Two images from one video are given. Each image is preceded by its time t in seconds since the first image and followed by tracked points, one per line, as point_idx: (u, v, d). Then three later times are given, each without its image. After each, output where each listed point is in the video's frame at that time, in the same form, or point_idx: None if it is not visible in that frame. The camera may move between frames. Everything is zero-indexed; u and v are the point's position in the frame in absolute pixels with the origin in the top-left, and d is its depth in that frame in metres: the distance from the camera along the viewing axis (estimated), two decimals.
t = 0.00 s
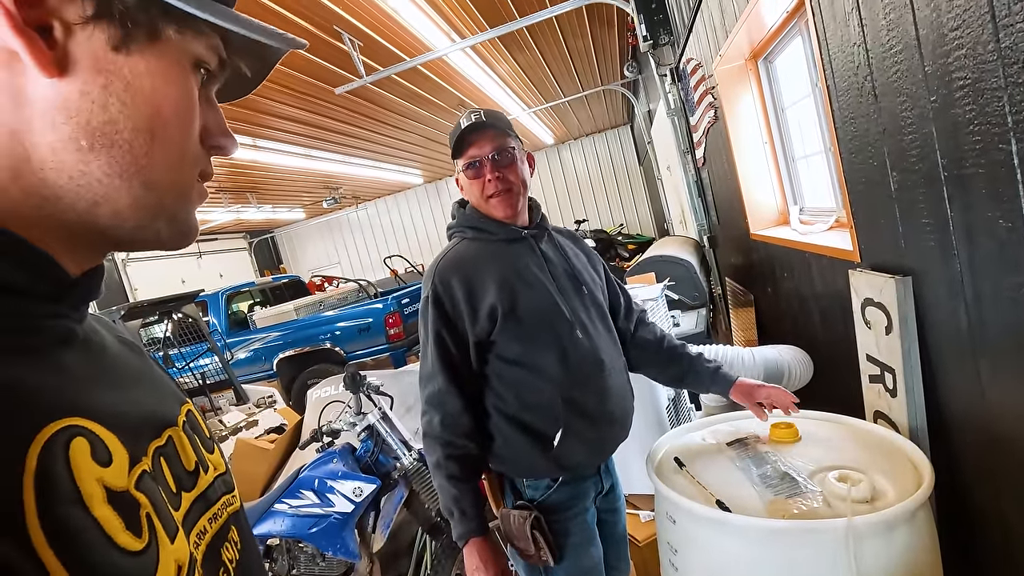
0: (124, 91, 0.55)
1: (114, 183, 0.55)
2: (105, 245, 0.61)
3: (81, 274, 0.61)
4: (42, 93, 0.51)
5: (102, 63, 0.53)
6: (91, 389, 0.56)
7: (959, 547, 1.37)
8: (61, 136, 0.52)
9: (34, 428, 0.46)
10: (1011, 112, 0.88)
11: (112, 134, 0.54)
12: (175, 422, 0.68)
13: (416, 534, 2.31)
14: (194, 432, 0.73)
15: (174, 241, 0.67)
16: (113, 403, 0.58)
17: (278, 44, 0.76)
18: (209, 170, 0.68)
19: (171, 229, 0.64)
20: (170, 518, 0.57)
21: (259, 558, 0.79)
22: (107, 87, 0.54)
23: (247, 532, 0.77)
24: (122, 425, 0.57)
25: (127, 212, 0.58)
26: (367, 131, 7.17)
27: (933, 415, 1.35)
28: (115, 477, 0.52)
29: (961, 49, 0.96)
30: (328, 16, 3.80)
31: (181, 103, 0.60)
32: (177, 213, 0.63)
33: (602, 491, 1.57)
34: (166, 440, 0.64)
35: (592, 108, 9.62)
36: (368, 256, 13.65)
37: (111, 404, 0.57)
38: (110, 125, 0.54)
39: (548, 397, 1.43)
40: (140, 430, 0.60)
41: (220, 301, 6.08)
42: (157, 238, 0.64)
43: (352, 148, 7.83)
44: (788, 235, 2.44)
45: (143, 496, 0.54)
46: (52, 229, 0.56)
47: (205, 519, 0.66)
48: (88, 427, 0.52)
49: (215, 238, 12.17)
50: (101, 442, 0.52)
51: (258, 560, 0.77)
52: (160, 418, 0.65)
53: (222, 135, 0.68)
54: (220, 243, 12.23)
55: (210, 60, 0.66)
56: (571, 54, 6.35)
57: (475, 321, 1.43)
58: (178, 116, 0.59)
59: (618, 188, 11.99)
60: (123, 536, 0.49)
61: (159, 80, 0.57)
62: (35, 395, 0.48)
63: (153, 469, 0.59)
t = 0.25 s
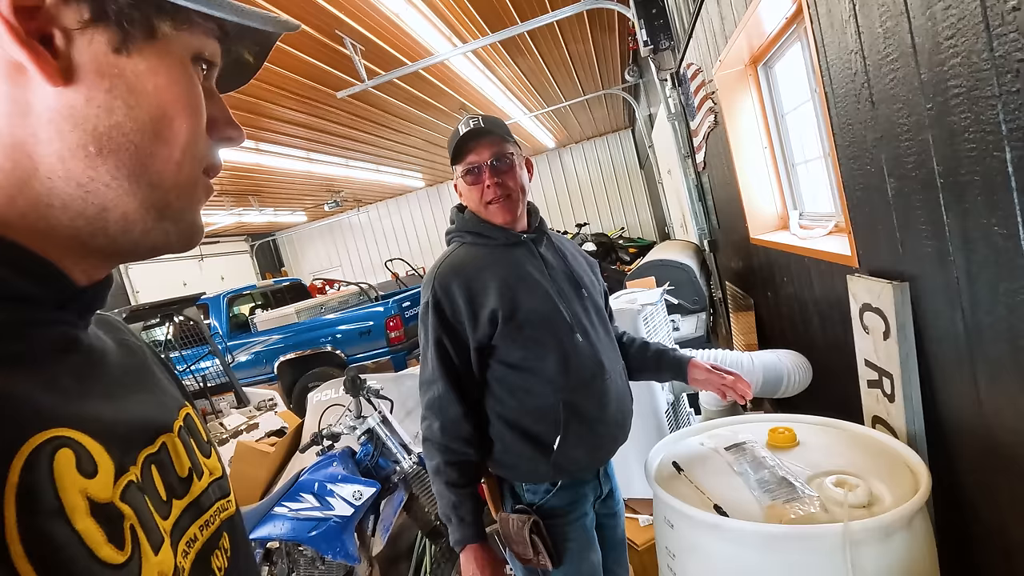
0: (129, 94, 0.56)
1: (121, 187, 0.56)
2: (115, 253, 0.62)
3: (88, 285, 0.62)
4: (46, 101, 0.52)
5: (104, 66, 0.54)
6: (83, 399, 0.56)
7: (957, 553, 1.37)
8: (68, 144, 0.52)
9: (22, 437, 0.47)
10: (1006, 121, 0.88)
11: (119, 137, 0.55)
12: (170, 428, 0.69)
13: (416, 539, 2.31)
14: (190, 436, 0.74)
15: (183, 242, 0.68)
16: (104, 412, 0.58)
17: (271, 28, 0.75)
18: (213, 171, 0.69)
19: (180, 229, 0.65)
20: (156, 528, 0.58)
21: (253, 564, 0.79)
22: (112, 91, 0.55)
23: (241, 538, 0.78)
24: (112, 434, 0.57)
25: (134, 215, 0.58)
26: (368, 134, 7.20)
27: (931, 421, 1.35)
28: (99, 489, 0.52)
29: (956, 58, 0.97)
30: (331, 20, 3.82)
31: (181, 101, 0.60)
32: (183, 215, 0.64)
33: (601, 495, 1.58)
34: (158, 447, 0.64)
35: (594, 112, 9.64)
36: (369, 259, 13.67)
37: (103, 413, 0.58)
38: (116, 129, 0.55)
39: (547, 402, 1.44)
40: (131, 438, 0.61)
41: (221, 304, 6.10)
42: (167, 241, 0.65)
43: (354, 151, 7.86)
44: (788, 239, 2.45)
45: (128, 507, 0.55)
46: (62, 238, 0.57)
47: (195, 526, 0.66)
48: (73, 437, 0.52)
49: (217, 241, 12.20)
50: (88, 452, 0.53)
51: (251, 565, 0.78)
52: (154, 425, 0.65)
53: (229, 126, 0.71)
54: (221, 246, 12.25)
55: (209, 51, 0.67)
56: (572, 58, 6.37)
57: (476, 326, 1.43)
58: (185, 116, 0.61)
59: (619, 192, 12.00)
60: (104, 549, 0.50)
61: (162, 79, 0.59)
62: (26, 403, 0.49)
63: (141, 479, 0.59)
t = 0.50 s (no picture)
0: (147, 93, 0.57)
1: (141, 183, 0.57)
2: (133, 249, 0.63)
3: (105, 281, 0.63)
4: (68, 99, 0.53)
5: (125, 66, 0.56)
6: (98, 392, 0.57)
7: (956, 553, 1.37)
8: (90, 142, 0.54)
9: (39, 428, 0.48)
10: (1002, 123, 0.89)
11: (138, 135, 0.57)
12: (180, 423, 0.70)
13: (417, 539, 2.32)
14: (198, 432, 0.75)
15: (197, 239, 0.69)
16: (118, 406, 0.60)
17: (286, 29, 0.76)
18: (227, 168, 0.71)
19: (196, 224, 0.66)
20: (163, 520, 0.59)
21: (255, 560, 0.80)
22: (132, 90, 0.56)
23: (243, 534, 0.79)
24: (125, 427, 0.58)
25: (151, 211, 0.59)
26: (370, 137, 7.22)
27: (930, 421, 1.36)
28: (113, 480, 0.53)
29: (953, 60, 0.98)
30: (334, 23, 3.85)
31: (201, 103, 0.62)
32: (199, 211, 0.65)
33: (602, 494, 1.59)
34: (167, 441, 0.65)
35: (595, 114, 9.66)
36: (371, 261, 13.69)
37: (116, 407, 0.59)
38: (136, 126, 0.56)
39: (550, 402, 1.45)
40: (143, 432, 0.61)
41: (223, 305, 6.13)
42: (185, 233, 0.66)
43: (356, 153, 7.89)
44: (788, 241, 2.46)
45: (138, 499, 0.56)
46: (81, 233, 0.57)
47: (200, 520, 0.67)
48: (89, 429, 0.53)
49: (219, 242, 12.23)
50: (101, 444, 0.54)
51: (252, 561, 0.79)
52: (165, 420, 0.67)
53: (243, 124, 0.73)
54: (223, 248, 12.29)
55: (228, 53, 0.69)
56: (574, 61, 6.40)
57: (481, 326, 1.43)
58: (205, 116, 0.62)
59: (620, 194, 12.01)
60: (117, 538, 0.51)
61: (180, 77, 0.60)
62: (43, 394, 0.50)
63: (151, 472, 0.60)
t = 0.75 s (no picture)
0: (177, 100, 0.59)
1: (178, 183, 0.60)
2: (152, 246, 0.65)
3: (130, 282, 0.65)
4: (116, 114, 0.54)
5: (157, 78, 0.57)
6: (122, 397, 0.58)
7: (959, 558, 1.37)
8: (134, 152, 0.55)
9: (69, 435, 0.49)
10: (1003, 131, 0.90)
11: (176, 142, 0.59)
12: (198, 428, 0.71)
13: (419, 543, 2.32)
14: (215, 437, 0.76)
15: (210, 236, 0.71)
16: (141, 411, 0.61)
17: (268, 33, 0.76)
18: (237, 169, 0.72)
19: (215, 222, 0.69)
20: (185, 524, 0.60)
21: (269, 563, 0.81)
22: (169, 100, 0.58)
23: (260, 538, 0.79)
24: (146, 432, 0.59)
25: (184, 208, 0.62)
26: (374, 140, 7.26)
27: (933, 426, 1.36)
28: (137, 486, 0.54)
29: (953, 68, 0.99)
30: (337, 28, 3.88)
31: (216, 113, 0.64)
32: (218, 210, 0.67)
33: (606, 498, 1.60)
34: (187, 447, 0.66)
35: (598, 117, 9.68)
36: (374, 264, 13.72)
37: (139, 412, 0.60)
38: (174, 134, 0.58)
39: (555, 406, 1.46)
40: (164, 437, 0.62)
41: (227, 308, 6.16)
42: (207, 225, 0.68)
43: (359, 157, 7.92)
44: (791, 245, 2.46)
45: (161, 504, 0.57)
46: (112, 233, 0.59)
47: (219, 524, 0.68)
48: (114, 436, 0.54)
49: (223, 245, 12.27)
50: (126, 450, 0.55)
51: (269, 565, 0.80)
52: (184, 424, 0.68)
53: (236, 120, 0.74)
54: (227, 250, 12.34)
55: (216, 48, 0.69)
56: (576, 65, 6.42)
57: (485, 332, 1.44)
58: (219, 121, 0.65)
59: (623, 197, 12.02)
60: (143, 542, 0.51)
61: (198, 84, 0.62)
62: (72, 401, 0.51)
63: (173, 477, 0.61)
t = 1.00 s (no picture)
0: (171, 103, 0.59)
1: (172, 186, 0.60)
2: (148, 247, 0.65)
3: (125, 284, 0.64)
4: (113, 117, 0.54)
5: (151, 81, 0.58)
6: (126, 395, 0.58)
7: (966, 562, 1.37)
8: (131, 155, 0.55)
9: (77, 432, 0.49)
10: (1010, 133, 0.89)
11: (172, 145, 0.59)
12: (202, 426, 0.70)
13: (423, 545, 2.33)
14: (219, 435, 0.76)
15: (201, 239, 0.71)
16: (145, 408, 0.60)
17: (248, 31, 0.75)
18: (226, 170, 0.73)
19: (209, 224, 0.69)
20: (194, 519, 0.60)
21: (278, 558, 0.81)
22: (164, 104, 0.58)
23: (267, 534, 0.79)
24: (152, 429, 0.59)
25: (179, 211, 0.62)
26: (377, 143, 7.28)
27: (938, 430, 1.35)
28: (145, 481, 0.54)
29: (959, 70, 0.98)
30: (340, 31, 3.89)
31: (208, 114, 0.65)
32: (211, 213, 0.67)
33: (609, 502, 1.59)
34: (193, 443, 0.66)
35: (600, 120, 9.68)
36: (376, 266, 13.75)
37: (145, 412, 0.60)
38: (171, 137, 0.59)
39: (557, 409, 1.45)
40: (170, 434, 0.62)
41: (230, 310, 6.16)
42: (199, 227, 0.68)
43: (362, 159, 7.94)
44: (794, 247, 2.46)
45: (170, 499, 0.57)
46: (106, 235, 0.58)
47: (228, 519, 0.68)
48: (121, 432, 0.54)
49: (226, 247, 12.31)
50: (133, 446, 0.55)
51: (277, 560, 0.79)
52: (188, 423, 0.67)
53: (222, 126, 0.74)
54: (230, 253, 12.38)
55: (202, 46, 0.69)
56: (579, 67, 6.43)
57: (488, 335, 1.44)
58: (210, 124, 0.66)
59: (625, 200, 12.01)
60: (152, 536, 0.51)
61: (190, 88, 0.62)
62: (77, 400, 0.51)
63: (181, 473, 0.61)
